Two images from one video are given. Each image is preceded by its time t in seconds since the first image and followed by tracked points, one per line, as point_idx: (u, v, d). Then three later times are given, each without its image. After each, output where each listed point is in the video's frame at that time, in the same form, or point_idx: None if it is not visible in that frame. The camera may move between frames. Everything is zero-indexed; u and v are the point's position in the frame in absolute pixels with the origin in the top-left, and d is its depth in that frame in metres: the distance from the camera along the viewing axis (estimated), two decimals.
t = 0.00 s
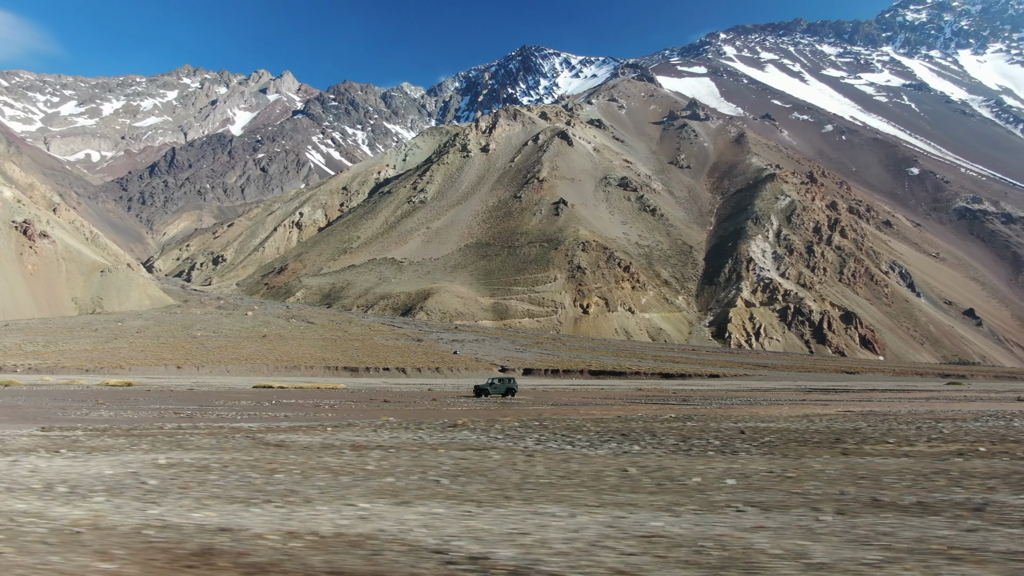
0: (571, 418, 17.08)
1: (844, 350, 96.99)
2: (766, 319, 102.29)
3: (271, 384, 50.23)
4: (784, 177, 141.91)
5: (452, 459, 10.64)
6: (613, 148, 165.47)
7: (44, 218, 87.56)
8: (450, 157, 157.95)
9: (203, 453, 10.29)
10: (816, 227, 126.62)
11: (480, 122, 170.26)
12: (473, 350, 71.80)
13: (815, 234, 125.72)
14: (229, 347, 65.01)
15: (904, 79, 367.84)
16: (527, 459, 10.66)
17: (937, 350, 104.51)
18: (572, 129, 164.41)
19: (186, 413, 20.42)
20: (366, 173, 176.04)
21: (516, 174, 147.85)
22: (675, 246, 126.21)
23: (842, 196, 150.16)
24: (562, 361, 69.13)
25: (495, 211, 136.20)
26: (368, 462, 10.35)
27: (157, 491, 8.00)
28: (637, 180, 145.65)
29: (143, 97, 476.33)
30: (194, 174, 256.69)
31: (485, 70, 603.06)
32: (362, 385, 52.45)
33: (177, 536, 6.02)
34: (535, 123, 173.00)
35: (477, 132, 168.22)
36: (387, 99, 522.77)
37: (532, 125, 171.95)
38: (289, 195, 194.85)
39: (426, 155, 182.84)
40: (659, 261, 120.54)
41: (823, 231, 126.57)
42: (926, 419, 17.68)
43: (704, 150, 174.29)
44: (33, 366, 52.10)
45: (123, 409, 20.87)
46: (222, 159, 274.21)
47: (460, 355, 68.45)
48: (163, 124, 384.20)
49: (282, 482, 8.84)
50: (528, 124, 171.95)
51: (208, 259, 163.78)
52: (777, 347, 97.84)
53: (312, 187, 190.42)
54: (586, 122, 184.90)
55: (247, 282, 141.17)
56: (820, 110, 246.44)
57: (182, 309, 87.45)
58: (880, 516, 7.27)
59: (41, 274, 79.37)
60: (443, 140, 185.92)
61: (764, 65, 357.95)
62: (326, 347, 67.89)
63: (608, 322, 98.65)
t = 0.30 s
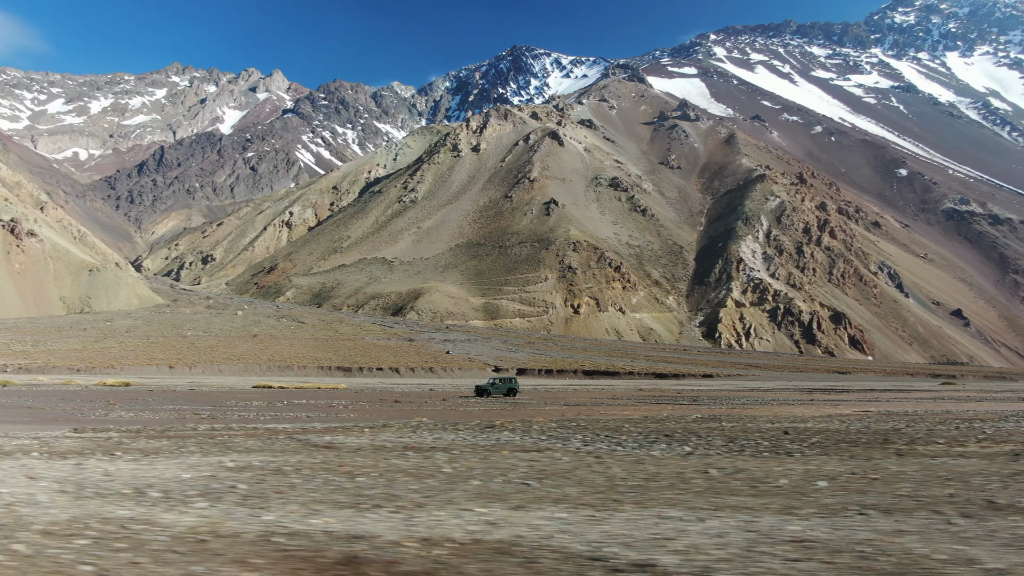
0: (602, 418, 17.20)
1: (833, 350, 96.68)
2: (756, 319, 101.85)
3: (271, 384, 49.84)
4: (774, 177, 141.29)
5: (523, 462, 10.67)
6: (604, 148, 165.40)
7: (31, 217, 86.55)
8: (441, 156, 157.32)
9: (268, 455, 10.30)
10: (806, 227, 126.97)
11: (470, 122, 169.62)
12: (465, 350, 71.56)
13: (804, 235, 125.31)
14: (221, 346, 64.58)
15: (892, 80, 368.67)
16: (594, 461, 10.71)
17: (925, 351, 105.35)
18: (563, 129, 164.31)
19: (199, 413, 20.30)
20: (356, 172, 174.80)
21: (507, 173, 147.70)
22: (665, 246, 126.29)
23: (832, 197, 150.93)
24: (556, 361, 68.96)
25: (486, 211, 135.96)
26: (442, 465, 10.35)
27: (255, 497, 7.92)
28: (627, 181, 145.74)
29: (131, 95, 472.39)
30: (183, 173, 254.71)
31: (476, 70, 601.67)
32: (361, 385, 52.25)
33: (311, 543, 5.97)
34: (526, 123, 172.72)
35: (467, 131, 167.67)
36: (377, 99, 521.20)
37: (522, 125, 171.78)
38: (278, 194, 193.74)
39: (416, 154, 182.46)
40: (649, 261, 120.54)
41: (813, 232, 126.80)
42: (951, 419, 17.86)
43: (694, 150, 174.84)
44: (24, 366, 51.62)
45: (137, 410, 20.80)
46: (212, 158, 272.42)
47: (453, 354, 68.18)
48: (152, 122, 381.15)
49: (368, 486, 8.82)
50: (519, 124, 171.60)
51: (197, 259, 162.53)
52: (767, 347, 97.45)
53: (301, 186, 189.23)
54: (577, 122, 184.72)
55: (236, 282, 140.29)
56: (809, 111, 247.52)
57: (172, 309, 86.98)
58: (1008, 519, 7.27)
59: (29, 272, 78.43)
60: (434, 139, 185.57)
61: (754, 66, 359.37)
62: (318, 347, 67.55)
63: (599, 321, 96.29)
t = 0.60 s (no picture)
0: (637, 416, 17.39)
1: (820, 350, 98.41)
2: (744, 319, 103.14)
3: (269, 384, 49.38)
4: (761, 178, 142.63)
5: (597, 465, 10.81)
6: (593, 148, 165.41)
7: (16, 215, 85.25)
8: (430, 156, 156.84)
9: (340, 460, 10.38)
10: (793, 228, 128.00)
11: (459, 121, 169.25)
12: (456, 350, 71.50)
13: (792, 236, 127.09)
14: (210, 345, 64.03)
15: (878, 82, 371.44)
16: (670, 464, 10.92)
17: (911, 350, 106.17)
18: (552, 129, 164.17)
19: (211, 413, 20.08)
20: (345, 171, 173.91)
21: (496, 173, 147.63)
22: (654, 246, 126.73)
23: (819, 198, 151.94)
24: (547, 361, 69.06)
25: (474, 211, 135.59)
26: (522, 469, 10.45)
27: (364, 503, 7.99)
28: (616, 181, 145.89)
29: (117, 92, 467.43)
30: (169, 171, 252.27)
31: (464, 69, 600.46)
32: (360, 385, 51.86)
33: (458, 551, 6.06)
34: (515, 123, 172.54)
35: (456, 131, 167.21)
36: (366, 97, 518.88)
37: (511, 125, 171.55)
38: (266, 193, 192.26)
39: (405, 154, 181.89)
40: (638, 261, 120.84)
41: (801, 232, 127.70)
42: (972, 419, 18.16)
43: (683, 151, 175.49)
44: (11, 365, 50.88)
45: (151, 410, 20.52)
46: (198, 156, 270.04)
47: (445, 355, 68.02)
48: (138, 120, 377.01)
49: (465, 491, 8.97)
50: (508, 124, 171.34)
51: (184, 257, 161.01)
52: (755, 347, 99.11)
53: (290, 184, 188.01)
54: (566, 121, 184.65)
55: (223, 281, 139.23)
56: (797, 113, 249.27)
57: (158, 308, 86.13)
58: None
59: (14, 270, 77.19)
60: (423, 138, 185.07)
61: (741, 67, 361.26)
62: (308, 347, 67.10)
63: (588, 321, 98.83)
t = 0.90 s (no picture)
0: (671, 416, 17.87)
1: (808, 350, 98.79)
2: (732, 319, 103.36)
3: (267, 384, 48.82)
4: (749, 179, 143.81)
5: (675, 467, 11.13)
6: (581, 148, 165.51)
7: None
8: (418, 155, 156.36)
9: (413, 465, 10.82)
10: (780, 229, 128.75)
11: (448, 121, 168.89)
12: (447, 350, 71.35)
13: (779, 236, 127.64)
14: (198, 345, 63.50)
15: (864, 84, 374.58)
16: (747, 464, 11.33)
17: (897, 350, 107.06)
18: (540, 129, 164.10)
19: (225, 412, 20.00)
20: (332, 170, 172.98)
21: (485, 172, 147.34)
22: (642, 246, 127.20)
23: (806, 198, 153.05)
24: (538, 361, 69.00)
25: (463, 211, 135.17)
26: (607, 472, 10.81)
27: (482, 510, 8.26)
28: (604, 181, 145.97)
29: (102, 89, 461.99)
30: (155, 169, 249.80)
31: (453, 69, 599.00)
32: (361, 385, 51.43)
33: (613, 557, 6.23)
34: (504, 122, 172.31)
35: (445, 131, 166.61)
36: (354, 96, 516.41)
37: (500, 124, 171.36)
38: (254, 192, 190.69)
39: (393, 153, 181.21)
40: (626, 261, 121.16)
41: (788, 233, 128.34)
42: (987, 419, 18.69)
43: (671, 151, 176.02)
44: None
45: (166, 410, 20.47)
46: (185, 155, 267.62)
47: (435, 354, 67.74)
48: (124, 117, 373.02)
49: (568, 494, 9.31)
50: (497, 123, 171.09)
51: (171, 257, 159.12)
52: (743, 347, 99.30)
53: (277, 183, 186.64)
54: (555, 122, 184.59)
55: (210, 280, 138.04)
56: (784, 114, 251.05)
57: (144, 307, 85.23)
58: None
59: None
60: (411, 138, 184.61)
61: (730, 68, 363.10)
62: (297, 347, 66.60)
63: (577, 321, 98.89)
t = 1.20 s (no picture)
0: (702, 416, 18.33)
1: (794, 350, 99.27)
2: (718, 319, 103.76)
3: (263, 384, 48.25)
4: (736, 180, 144.65)
5: (755, 470, 11.39)
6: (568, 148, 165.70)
7: None
8: (406, 155, 155.81)
9: (486, 469, 11.30)
10: (767, 230, 129.49)
11: (436, 121, 168.39)
12: (436, 349, 71.10)
13: (766, 236, 128.36)
14: (185, 345, 62.80)
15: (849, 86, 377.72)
16: (822, 466, 11.74)
17: (882, 350, 107.98)
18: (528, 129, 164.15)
19: (236, 412, 19.91)
20: (319, 169, 171.91)
21: (472, 172, 146.96)
22: (630, 247, 127.60)
23: (791, 199, 154.02)
24: (528, 361, 68.93)
25: (450, 211, 134.87)
26: (687, 475, 11.23)
27: (602, 515, 8.54)
28: (592, 181, 146.07)
29: (86, 87, 456.03)
30: (140, 168, 247.21)
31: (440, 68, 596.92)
32: (358, 385, 51.08)
33: (774, 564, 6.37)
34: (492, 123, 172.11)
35: (433, 130, 166.01)
36: (342, 95, 513.63)
37: (488, 124, 171.22)
38: (241, 190, 189.11)
39: (381, 152, 180.45)
40: (614, 261, 121.30)
41: (774, 233, 129.13)
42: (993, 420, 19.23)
43: (658, 152, 176.53)
44: None
45: (177, 412, 20.35)
46: (170, 154, 264.78)
47: (425, 354, 67.44)
48: (109, 115, 368.73)
49: (673, 499, 9.53)
50: (485, 123, 170.93)
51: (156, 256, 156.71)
52: (729, 347, 99.62)
53: (264, 182, 185.21)
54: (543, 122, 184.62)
55: (196, 279, 136.64)
56: (770, 116, 252.70)
57: (129, 307, 84.11)
58: None
59: None
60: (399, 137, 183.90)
61: (717, 70, 365.00)
62: (286, 346, 66.02)
63: (564, 321, 98.76)
